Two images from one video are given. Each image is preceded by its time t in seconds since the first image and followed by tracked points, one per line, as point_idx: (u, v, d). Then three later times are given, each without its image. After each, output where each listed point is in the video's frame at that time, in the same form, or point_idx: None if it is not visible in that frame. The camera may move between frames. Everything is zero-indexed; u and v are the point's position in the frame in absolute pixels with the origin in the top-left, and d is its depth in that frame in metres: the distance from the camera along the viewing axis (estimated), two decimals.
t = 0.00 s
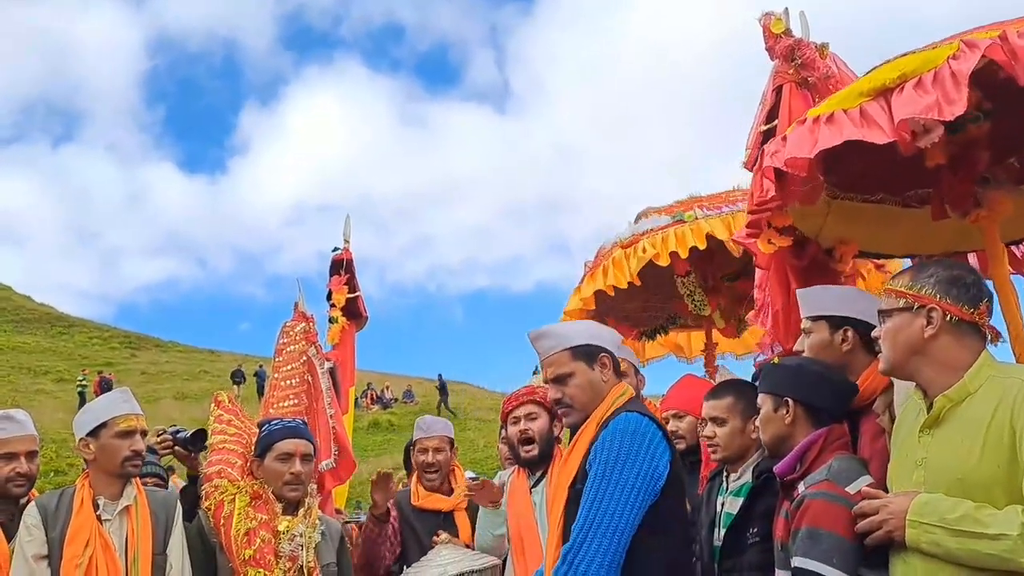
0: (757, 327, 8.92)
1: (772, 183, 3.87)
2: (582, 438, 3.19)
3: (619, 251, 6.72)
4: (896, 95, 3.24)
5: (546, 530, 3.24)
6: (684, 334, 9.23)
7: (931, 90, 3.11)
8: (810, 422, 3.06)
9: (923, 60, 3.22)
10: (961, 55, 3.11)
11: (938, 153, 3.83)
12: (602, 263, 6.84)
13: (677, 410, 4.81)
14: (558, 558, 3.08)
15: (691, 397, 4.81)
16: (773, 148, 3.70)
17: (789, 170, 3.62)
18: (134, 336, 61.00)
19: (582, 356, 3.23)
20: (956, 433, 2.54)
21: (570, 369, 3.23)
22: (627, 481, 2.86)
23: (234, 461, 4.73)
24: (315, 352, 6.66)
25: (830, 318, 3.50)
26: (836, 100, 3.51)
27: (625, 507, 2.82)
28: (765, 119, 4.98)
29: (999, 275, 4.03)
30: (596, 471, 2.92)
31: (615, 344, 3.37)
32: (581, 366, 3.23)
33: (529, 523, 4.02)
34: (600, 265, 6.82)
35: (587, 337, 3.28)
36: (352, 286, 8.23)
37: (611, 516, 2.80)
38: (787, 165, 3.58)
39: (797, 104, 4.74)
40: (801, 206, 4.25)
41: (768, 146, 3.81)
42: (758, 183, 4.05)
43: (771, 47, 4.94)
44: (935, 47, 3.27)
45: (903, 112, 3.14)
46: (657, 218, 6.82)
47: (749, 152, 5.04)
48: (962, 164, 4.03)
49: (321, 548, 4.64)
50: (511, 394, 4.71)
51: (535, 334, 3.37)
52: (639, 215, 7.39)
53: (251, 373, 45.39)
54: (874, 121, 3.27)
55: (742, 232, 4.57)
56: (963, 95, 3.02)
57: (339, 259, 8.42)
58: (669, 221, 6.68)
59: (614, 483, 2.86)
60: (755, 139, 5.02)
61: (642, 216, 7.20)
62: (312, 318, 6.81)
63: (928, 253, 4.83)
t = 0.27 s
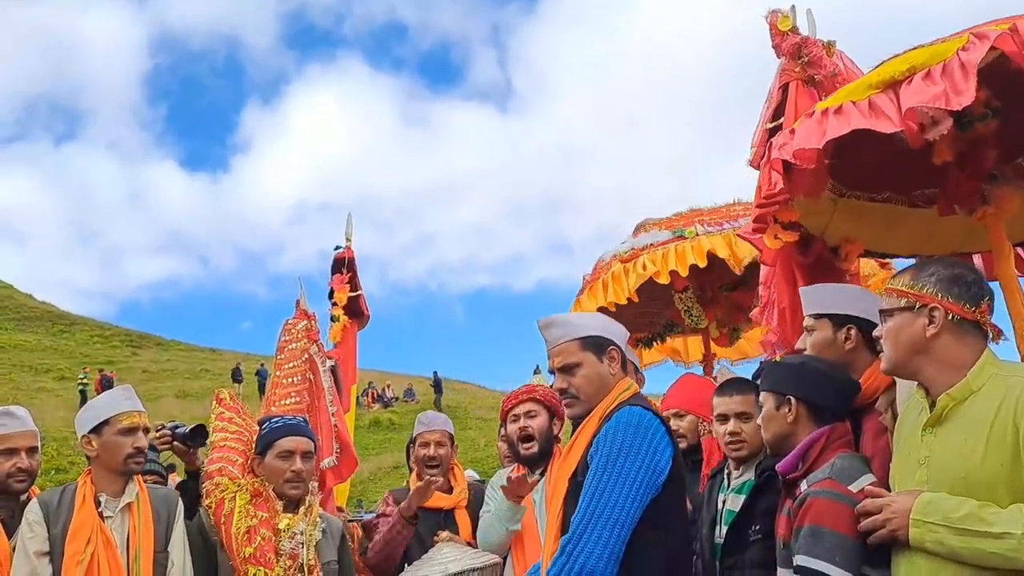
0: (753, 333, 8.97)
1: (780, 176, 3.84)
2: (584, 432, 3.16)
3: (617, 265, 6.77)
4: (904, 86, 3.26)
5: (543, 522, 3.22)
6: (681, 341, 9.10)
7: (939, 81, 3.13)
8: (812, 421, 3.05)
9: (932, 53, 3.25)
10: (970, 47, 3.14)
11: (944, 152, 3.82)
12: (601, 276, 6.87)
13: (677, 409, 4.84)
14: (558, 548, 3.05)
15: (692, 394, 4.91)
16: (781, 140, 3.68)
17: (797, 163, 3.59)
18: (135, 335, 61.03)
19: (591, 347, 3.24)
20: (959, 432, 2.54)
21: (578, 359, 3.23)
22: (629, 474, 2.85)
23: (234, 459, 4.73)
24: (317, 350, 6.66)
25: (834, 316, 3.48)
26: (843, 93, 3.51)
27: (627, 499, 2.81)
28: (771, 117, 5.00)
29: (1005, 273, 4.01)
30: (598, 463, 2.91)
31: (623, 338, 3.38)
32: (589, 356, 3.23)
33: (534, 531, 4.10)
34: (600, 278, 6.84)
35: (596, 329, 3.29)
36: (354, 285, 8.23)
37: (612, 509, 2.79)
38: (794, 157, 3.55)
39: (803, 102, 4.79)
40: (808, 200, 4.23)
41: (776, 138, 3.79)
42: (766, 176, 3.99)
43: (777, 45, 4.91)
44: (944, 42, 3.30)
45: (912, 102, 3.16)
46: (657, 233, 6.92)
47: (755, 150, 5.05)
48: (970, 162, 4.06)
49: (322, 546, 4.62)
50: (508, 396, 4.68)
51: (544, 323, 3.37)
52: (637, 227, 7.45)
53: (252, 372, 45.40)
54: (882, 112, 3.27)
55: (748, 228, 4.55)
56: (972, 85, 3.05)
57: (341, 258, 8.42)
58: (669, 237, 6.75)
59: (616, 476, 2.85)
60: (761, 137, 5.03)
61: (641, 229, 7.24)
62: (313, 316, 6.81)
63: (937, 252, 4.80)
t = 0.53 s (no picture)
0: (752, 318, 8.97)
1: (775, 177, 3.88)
2: (583, 432, 3.16)
3: (618, 243, 6.77)
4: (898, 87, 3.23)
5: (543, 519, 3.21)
6: (683, 322, 9.08)
7: (932, 81, 3.09)
8: (813, 420, 3.05)
9: (926, 53, 3.21)
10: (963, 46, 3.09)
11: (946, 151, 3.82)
12: (601, 253, 6.87)
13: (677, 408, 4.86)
14: (559, 550, 3.03)
15: (691, 394, 4.94)
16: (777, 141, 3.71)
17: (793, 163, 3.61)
18: (137, 333, 61.07)
19: (594, 342, 3.24)
20: (961, 431, 2.53)
21: (581, 353, 3.22)
22: (633, 472, 2.85)
23: (236, 457, 4.73)
24: (318, 349, 6.66)
25: (838, 312, 3.47)
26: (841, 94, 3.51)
27: (632, 498, 2.81)
28: (775, 117, 4.97)
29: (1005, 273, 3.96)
30: (602, 461, 2.91)
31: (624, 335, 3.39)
32: (592, 350, 3.23)
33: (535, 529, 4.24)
34: (600, 255, 6.84)
35: (600, 324, 3.29)
36: (355, 284, 8.23)
37: (617, 508, 2.79)
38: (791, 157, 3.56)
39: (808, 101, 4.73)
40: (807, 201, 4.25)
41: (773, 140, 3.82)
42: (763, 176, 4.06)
43: (782, 45, 4.91)
44: (940, 41, 3.25)
45: (904, 102, 3.13)
46: (658, 211, 6.94)
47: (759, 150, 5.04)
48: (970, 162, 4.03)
49: (324, 545, 4.61)
50: (505, 394, 4.67)
51: (547, 315, 3.37)
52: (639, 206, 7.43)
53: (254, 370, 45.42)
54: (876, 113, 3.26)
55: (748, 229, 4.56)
56: (962, 85, 3.00)
57: (342, 257, 8.42)
58: (670, 215, 6.76)
59: (621, 474, 2.84)
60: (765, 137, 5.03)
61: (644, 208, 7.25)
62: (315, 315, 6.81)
63: (942, 250, 4.74)
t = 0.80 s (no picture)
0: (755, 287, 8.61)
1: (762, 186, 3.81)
2: (587, 432, 3.17)
3: (615, 197, 6.49)
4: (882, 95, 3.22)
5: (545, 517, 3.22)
6: (681, 293, 8.81)
7: (915, 89, 3.08)
8: (814, 420, 3.04)
9: (912, 63, 3.19)
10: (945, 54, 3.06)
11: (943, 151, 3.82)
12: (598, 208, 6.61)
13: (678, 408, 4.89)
14: (558, 549, 3.04)
15: (690, 395, 4.95)
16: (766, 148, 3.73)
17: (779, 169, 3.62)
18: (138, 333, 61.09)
19: (603, 339, 3.25)
20: (962, 431, 2.54)
21: (590, 349, 3.23)
22: (636, 474, 2.85)
23: (239, 455, 4.75)
24: (320, 348, 6.66)
25: (842, 312, 3.49)
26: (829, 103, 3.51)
27: (635, 500, 2.81)
28: (779, 117, 4.97)
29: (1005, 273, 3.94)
30: (605, 461, 2.91)
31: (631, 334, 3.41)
32: (601, 347, 3.24)
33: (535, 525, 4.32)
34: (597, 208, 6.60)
35: (609, 323, 3.30)
36: (355, 283, 8.23)
37: (619, 509, 2.79)
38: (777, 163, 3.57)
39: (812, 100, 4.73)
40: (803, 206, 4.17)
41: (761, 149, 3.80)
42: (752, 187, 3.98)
43: (788, 44, 4.92)
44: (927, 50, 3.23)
45: (886, 107, 3.11)
46: (653, 166, 6.55)
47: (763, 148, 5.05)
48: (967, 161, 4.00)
49: (325, 544, 4.62)
50: (507, 391, 4.70)
51: (555, 311, 3.38)
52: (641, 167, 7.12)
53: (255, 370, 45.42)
54: (859, 119, 3.24)
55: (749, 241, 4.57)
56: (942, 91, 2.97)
57: (342, 257, 8.42)
58: (667, 168, 6.44)
59: (624, 475, 2.85)
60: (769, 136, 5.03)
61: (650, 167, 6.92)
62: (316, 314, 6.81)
63: (950, 247, 4.70)
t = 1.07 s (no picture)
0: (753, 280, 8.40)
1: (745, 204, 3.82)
2: (593, 432, 3.18)
3: (613, 190, 6.48)
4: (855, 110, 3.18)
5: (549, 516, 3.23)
6: (681, 289, 8.58)
7: (886, 104, 3.03)
8: (815, 419, 3.04)
9: (884, 76, 3.15)
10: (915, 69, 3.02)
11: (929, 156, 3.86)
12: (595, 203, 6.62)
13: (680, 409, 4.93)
14: (559, 548, 3.06)
15: (692, 395, 4.97)
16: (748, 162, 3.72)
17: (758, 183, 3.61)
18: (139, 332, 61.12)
19: (614, 340, 3.26)
20: (964, 431, 2.54)
21: (600, 350, 3.24)
22: (640, 476, 2.86)
23: (242, 454, 4.76)
24: (321, 348, 6.67)
25: (853, 307, 3.50)
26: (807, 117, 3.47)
27: (638, 503, 2.82)
28: (780, 118, 4.98)
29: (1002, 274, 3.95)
30: (610, 463, 2.92)
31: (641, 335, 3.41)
32: (612, 349, 3.24)
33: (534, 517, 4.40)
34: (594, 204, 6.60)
35: (620, 323, 3.30)
36: (354, 283, 8.23)
37: (622, 510, 2.80)
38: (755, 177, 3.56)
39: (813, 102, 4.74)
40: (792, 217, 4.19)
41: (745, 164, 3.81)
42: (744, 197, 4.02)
43: (788, 46, 4.94)
44: (900, 63, 3.18)
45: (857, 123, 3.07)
46: (651, 158, 6.51)
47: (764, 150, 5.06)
48: (958, 167, 4.04)
49: (329, 543, 4.65)
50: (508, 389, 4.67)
51: (565, 310, 3.38)
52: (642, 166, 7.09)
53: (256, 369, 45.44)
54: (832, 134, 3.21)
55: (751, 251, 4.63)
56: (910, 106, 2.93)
57: (341, 258, 8.43)
58: (664, 159, 6.38)
59: (627, 477, 2.86)
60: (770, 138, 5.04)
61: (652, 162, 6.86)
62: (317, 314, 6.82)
63: (949, 249, 4.71)
